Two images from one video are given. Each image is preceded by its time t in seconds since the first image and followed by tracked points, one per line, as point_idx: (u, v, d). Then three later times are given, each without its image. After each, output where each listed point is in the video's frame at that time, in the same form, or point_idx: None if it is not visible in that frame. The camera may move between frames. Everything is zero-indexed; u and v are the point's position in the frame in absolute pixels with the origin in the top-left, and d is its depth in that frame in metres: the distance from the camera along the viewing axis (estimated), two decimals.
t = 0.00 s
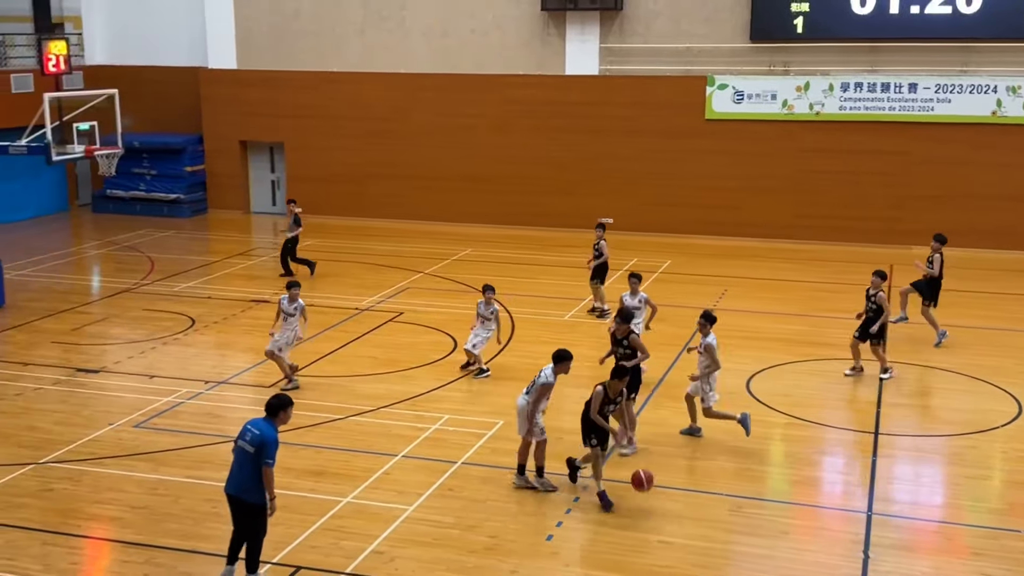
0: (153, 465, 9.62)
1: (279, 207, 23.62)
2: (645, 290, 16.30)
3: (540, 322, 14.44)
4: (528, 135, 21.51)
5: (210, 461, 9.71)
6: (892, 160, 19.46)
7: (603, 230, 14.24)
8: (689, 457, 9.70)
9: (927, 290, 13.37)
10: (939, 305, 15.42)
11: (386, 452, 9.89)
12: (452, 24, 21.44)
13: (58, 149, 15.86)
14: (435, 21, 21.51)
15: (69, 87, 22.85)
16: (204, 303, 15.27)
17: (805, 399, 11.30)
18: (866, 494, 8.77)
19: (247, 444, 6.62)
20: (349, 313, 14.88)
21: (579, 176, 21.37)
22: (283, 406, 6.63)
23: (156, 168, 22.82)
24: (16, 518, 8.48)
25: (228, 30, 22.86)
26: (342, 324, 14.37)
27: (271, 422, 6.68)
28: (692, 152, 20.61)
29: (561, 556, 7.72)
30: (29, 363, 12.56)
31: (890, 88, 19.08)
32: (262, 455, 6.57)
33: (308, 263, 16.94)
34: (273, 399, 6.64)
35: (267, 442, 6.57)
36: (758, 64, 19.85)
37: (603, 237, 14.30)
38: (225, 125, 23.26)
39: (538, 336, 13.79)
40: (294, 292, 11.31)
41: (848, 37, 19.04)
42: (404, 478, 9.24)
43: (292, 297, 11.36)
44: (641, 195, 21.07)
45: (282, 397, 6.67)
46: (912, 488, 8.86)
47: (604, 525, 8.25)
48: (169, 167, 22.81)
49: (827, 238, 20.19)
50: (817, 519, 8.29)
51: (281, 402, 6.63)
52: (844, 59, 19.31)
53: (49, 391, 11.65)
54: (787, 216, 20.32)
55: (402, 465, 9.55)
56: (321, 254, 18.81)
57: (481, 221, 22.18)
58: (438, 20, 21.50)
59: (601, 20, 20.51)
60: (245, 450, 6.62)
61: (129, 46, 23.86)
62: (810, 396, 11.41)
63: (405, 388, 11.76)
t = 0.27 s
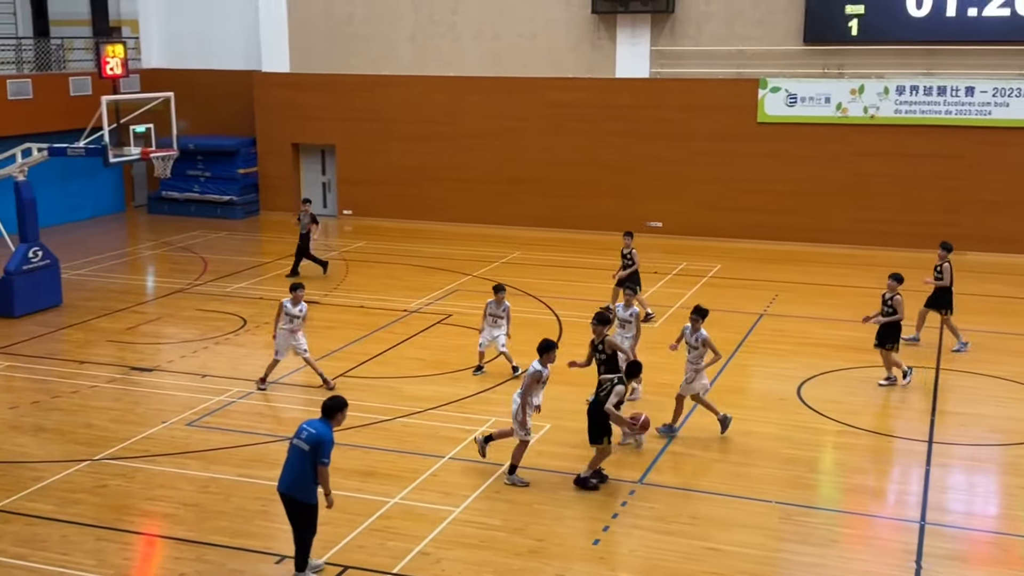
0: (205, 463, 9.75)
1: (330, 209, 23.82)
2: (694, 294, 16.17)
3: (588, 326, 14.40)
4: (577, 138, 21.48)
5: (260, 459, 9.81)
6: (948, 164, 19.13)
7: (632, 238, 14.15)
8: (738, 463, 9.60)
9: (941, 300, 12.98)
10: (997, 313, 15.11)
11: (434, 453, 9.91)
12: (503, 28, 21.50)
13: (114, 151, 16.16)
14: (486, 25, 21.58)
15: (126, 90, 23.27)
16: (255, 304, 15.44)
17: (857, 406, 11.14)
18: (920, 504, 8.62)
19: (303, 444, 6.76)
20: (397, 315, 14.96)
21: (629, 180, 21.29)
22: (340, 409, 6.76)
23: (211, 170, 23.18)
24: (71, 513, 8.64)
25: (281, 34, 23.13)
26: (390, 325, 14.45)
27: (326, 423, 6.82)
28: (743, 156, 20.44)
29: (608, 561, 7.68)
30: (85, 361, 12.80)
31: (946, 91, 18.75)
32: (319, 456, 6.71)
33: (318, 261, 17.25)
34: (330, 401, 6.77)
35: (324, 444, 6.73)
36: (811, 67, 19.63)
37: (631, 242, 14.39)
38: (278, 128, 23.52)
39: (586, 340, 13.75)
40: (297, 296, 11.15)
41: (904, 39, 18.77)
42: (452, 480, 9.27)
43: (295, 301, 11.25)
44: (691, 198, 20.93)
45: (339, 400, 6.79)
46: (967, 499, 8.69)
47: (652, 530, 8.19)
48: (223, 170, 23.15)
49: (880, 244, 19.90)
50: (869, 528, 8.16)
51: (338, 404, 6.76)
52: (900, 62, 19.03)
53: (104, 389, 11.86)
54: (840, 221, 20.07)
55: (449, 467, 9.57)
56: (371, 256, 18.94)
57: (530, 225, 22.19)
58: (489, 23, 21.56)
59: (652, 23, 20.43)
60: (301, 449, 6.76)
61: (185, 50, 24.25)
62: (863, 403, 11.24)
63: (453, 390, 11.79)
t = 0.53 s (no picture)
0: (239, 463, 9.82)
1: (364, 211, 23.93)
2: (727, 299, 16.08)
3: (620, 330, 14.36)
4: (610, 142, 21.44)
5: (293, 460, 9.86)
6: (986, 169, 18.90)
7: (643, 235, 14.46)
8: (771, 470, 9.53)
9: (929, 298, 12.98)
10: None
11: (465, 456, 9.92)
12: (536, 31, 21.51)
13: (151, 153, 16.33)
14: (520, 28, 21.61)
15: (162, 93, 23.52)
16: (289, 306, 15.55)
17: (893, 413, 11.02)
18: (956, 512, 8.52)
19: (339, 443, 6.83)
20: (429, 317, 15.00)
21: (661, 183, 21.22)
22: (375, 408, 6.83)
23: (246, 172, 23.37)
24: (107, 512, 8.73)
25: (316, 37, 23.30)
26: (422, 328, 14.49)
27: (362, 422, 6.89)
28: (777, 160, 20.31)
29: (638, 567, 7.65)
30: (121, 361, 12.94)
31: (985, 96, 18.53)
32: (354, 455, 6.78)
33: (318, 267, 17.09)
34: (365, 401, 6.84)
35: (359, 443, 6.79)
36: (848, 70, 19.50)
37: (645, 235, 14.51)
38: (312, 131, 23.68)
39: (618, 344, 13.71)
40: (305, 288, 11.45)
41: (942, 43, 18.59)
42: (483, 483, 9.27)
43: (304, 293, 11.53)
44: (724, 202, 20.83)
45: (373, 400, 6.86)
46: (1005, 508, 8.58)
47: (683, 535, 8.15)
48: (258, 172, 23.34)
49: (916, 249, 19.69)
50: (904, 536, 8.07)
51: (373, 404, 6.83)
52: (938, 66, 18.85)
53: (140, 389, 11.98)
54: (875, 226, 19.88)
55: (480, 470, 9.57)
56: (403, 258, 19.00)
57: (562, 228, 22.17)
58: (523, 27, 21.58)
59: (687, 26, 20.38)
60: (337, 448, 6.83)
61: (221, 53, 24.48)
62: (898, 410, 11.13)
63: (485, 393, 11.80)
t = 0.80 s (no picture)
0: (267, 464, 9.88)
1: (392, 215, 24.00)
2: (756, 304, 15.99)
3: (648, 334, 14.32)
4: (638, 146, 21.40)
5: (321, 462, 9.91)
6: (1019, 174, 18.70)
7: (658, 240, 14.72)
8: (800, 476, 9.47)
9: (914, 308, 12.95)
10: None
11: (491, 459, 9.93)
12: (566, 35, 21.60)
13: (183, 156, 16.49)
14: (550, 32, 21.70)
15: (193, 96, 23.75)
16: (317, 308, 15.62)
17: (924, 420, 10.92)
18: (988, 520, 8.43)
19: (372, 443, 6.93)
20: (456, 320, 15.03)
21: (689, 187, 21.15)
22: (407, 410, 6.94)
23: (275, 175, 23.53)
24: (137, 511, 8.81)
25: (348, 41, 23.52)
26: (450, 331, 14.51)
27: (394, 423, 7.00)
28: (807, 164, 20.20)
29: (666, 572, 7.62)
30: (151, 362, 13.06)
31: (1019, 100, 18.33)
32: (388, 455, 6.88)
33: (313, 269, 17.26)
34: (398, 402, 6.96)
35: (393, 443, 6.90)
36: (880, 75, 19.46)
37: (660, 240, 14.66)
38: (341, 134, 23.80)
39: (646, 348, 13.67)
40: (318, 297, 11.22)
41: (975, 47, 18.50)
42: (510, 486, 9.27)
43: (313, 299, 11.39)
44: (753, 207, 20.73)
45: (406, 402, 6.98)
46: None
47: (712, 541, 8.11)
48: (287, 175, 23.49)
49: (948, 254, 19.50)
50: (934, 544, 8.00)
51: (406, 404, 6.97)
52: (970, 70, 18.78)
53: (170, 390, 12.08)
54: (906, 231, 19.71)
55: (507, 473, 9.57)
56: (430, 262, 19.04)
57: (589, 232, 22.14)
58: (553, 30, 21.68)
59: (717, 30, 20.39)
60: (369, 447, 6.92)
61: (252, 57, 24.70)
62: (929, 417, 11.02)
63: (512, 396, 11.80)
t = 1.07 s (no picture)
0: (292, 466, 9.92)
1: (416, 217, 24.06)
2: (781, 308, 15.91)
3: (673, 338, 14.29)
4: (663, 149, 21.35)
5: (345, 464, 9.93)
6: None
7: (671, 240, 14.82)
8: (826, 482, 9.41)
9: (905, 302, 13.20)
10: None
11: (515, 462, 9.93)
12: (592, 38, 21.54)
13: (210, 159, 16.61)
14: (575, 35, 21.65)
15: (221, 100, 23.91)
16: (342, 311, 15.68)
17: (952, 426, 10.83)
18: (1017, 528, 8.36)
19: (400, 444, 6.97)
20: (481, 323, 15.05)
21: (714, 191, 21.08)
22: (434, 412, 7.01)
23: (301, 178, 23.64)
24: (163, 512, 8.87)
25: (372, 45, 23.55)
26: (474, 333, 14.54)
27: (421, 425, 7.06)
28: (832, 168, 20.09)
29: None
30: (178, 363, 13.15)
31: None
32: (416, 455, 6.92)
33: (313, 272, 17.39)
34: (425, 404, 7.03)
35: (421, 444, 6.95)
36: (907, 78, 19.22)
37: (672, 241, 14.78)
38: (366, 137, 23.88)
39: (671, 352, 13.64)
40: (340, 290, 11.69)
41: (1005, 51, 18.31)
42: (534, 490, 9.26)
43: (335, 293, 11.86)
44: (778, 210, 20.63)
45: (433, 403, 7.06)
46: None
47: (736, 547, 8.07)
48: (313, 178, 23.60)
49: (976, 259, 19.33)
50: (962, 551, 7.94)
51: (433, 406, 7.06)
52: (999, 74, 18.54)
53: (196, 391, 12.15)
54: (933, 235, 19.56)
55: (531, 476, 9.57)
56: (454, 264, 19.07)
57: (613, 236, 22.11)
58: (579, 33, 21.62)
59: (743, 33, 20.26)
60: (397, 449, 6.96)
61: (278, 60, 24.82)
62: (957, 423, 10.94)
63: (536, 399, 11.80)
